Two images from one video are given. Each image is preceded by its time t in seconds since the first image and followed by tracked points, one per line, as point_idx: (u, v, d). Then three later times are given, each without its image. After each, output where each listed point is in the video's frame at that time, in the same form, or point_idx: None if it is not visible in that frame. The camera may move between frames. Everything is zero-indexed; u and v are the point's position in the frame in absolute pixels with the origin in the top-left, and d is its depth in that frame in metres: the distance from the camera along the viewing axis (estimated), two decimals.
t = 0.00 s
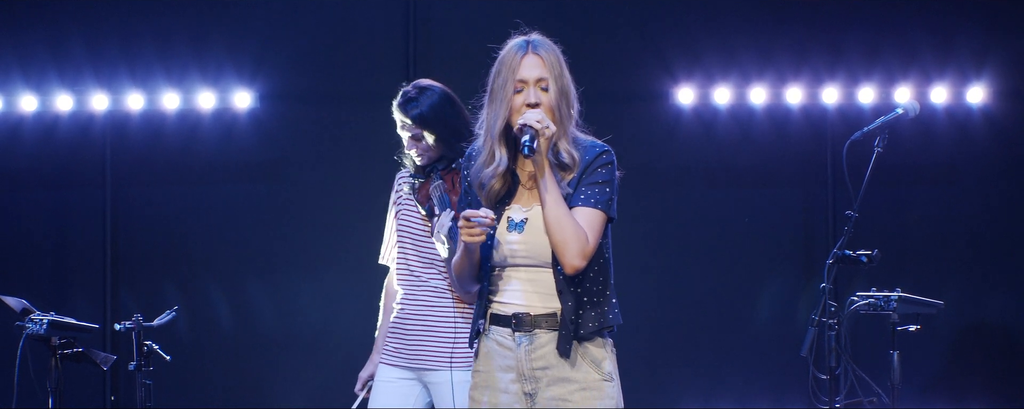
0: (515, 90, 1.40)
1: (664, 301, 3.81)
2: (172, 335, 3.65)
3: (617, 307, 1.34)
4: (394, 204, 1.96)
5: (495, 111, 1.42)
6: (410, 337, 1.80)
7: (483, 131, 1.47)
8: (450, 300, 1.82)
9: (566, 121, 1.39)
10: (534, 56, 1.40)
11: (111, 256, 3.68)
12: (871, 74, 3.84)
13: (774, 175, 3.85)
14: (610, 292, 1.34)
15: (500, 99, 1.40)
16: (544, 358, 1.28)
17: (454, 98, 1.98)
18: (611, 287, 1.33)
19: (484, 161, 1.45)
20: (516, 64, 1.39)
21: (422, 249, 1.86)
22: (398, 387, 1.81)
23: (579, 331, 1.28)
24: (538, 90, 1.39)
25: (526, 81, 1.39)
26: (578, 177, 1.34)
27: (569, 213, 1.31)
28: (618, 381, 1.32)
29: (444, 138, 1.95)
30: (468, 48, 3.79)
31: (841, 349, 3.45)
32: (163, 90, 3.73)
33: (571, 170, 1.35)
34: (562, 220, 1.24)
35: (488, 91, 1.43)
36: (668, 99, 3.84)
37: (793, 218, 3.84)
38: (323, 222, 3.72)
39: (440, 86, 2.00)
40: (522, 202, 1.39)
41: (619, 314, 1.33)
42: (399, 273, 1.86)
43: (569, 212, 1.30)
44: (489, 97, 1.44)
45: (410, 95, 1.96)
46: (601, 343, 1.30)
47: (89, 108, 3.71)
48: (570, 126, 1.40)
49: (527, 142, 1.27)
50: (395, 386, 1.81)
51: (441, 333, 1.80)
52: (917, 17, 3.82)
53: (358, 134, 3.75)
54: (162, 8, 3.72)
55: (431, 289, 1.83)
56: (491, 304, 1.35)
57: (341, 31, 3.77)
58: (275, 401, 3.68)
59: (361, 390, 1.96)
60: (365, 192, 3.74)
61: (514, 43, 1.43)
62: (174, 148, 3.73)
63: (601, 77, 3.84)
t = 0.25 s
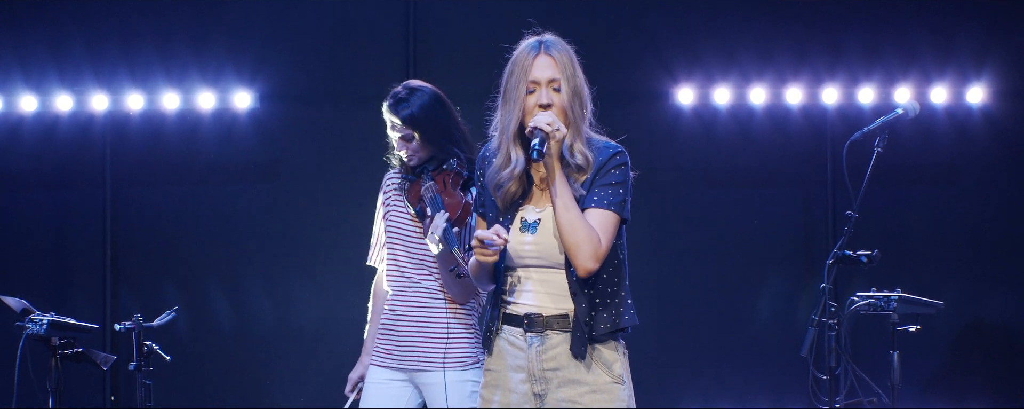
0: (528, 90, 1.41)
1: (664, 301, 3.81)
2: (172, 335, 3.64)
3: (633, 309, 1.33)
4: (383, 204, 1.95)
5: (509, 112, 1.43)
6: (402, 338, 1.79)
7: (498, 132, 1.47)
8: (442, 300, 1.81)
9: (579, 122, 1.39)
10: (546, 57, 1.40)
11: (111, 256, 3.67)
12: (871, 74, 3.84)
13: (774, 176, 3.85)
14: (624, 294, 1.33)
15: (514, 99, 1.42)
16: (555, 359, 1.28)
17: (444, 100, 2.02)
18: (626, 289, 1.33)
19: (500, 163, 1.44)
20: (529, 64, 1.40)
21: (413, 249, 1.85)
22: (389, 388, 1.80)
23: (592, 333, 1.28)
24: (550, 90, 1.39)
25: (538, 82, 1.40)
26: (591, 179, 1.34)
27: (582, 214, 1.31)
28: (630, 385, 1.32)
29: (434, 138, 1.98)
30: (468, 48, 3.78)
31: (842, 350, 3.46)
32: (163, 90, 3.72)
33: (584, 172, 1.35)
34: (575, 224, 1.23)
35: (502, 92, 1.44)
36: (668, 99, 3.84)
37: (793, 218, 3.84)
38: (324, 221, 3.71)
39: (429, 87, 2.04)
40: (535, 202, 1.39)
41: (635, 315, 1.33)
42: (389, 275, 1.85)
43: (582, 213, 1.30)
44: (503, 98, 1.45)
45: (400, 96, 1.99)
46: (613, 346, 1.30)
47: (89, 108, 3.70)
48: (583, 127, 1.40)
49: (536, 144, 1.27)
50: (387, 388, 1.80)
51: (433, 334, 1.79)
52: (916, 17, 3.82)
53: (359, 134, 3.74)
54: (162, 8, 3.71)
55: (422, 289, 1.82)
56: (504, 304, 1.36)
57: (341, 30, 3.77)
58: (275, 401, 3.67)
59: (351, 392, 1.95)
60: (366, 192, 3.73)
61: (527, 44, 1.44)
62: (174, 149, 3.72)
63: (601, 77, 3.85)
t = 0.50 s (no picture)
0: (529, 89, 1.41)
1: (664, 301, 3.81)
2: (172, 335, 3.64)
3: (634, 306, 1.33)
4: (378, 204, 1.96)
5: (511, 111, 1.43)
6: (399, 337, 1.79)
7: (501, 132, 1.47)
8: (438, 299, 1.82)
9: (580, 122, 1.39)
10: (547, 56, 1.40)
11: (110, 256, 3.67)
12: (871, 74, 3.85)
13: (774, 176, 3.85)
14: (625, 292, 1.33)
15: (515, 99, 1.42)
16: (555, 358, 1.29)
17: (441, 100, 2.02)
18: (627, 287, 1.33)
19: (505, 164, 1.42)
20: (530, 63, 1.40)
21: (409, 249, 1.86)
22: (386, 388, 1.80)
23: (593, 332, 1.28)
24: (550, 89, 1.39)
25: (539, 81, 1.40)
26: (592, 178, 1.34)
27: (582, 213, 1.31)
28: (631, 384, 1.32)
29: (431, 138, 1.97)
30: (468, 48, 3.78)
31: (842, 349, 3.46)
32: (163, 90, 3.72)
33: (586, 170, 1.35)
34: (575, 223, 1.23)
35: (503, 92, 1.44)
36: (668, 99, 3.84)
37: (793, 218, 3.84)
38: (324, 221, 3.71)
39: (427, 88, 2.04)
40: (536, 200, 1.39)
41: (637, 313, 1.32)
42: (385, 274, 1.85)
43: (582, 212, 1.30)
44: (506, 98, 1.45)
45: (398, 96, 1.99)
46: (614, 345, 1.30)
47: (88, 108, 3.70)
48: (584, 126, 1.40)
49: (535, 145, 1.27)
50: (384, 387, 1.80)
51: (430, 333, 1.79)
52: (916, 17, 3.83)
53: (359, 134, 3.74)
54: (161, 7, 3.71)
55: (418, 289, 1.82)
56: (505, 303, 1.36)
57: (341, 30, 3.76)
58: (274, 401, 3.67)
59: (347, 392, 1.94)
60: (366, 192, 3.73)
61: (529, 43, 1.44)
62: (174, 148, 3.72)
63: (601, 77, 3.85)
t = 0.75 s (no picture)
0: (519, 86, 1.41)
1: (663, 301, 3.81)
2: (172, 335, 3.65)
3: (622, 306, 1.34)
4: (383, 202, 1.95)
5: (501, 108, 1.43)
6: (405, 337, 1.80)
7: (490, 129, 1.47)
8: (444, 299, 1.82)
9: (569, 119, 1.39)
10: (537, 53, 1.41)
11: (111, 256, 3.68)
12: (871, 74, 3.84)
13: (774, 175, 3.85)
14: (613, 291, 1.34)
15: (505, 95, 1.42)
16: (545, 357, 1.29)
17: (448, 99, 2.03)
18: (615, 286, 1.34)
19: (493, 160, 1.44)
20: (520, 61, 1.41)
21: (414, 248, 1.84)
22: (392, 387, 1.81)
23: (582, 330, 1.29)
24: (541, 86, 1.40)
25: (529, 77, 1.40)
26: (581, 177, 1.35)
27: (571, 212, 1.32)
28: (620, 382, 1.33)
29: (438, 136, 1.96)
30: (467, 48, 3.79)
31: (841, 349, 3.45)
32: (163, 90, 3.73)
33: (574, 170, 1.36)
34: (562, 220, 1.24)
35: (493, 88, 1.45)
36: (668, 99, 3.84)
37: (793, 218, 3.84)
38: (323, 221, 3.72)
39: (434, 88, 2.05)
40: (524, 200, 1.40)
41: (623, 313, 1.33)
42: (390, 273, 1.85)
43: (571, 211, 1.30)
44: (496, 94, 1.46)
45: (404, 95, 2.00)
46: (603, 343, 1.31)
47: (89, 108, 3.70)
48: (573, 124, 1.40)
49: (524, 139, 1.27)
50: (390, 386, 1.81)
51: (435, 333, 1.79)
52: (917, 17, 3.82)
53: (359, 134, 3.75)
54: (161, 8, 3.72)
55: (424, 288, 1.82)
56: (494, 303, 1.36)
57: (341, 31, 3.77)
58: (274, 401, 3.67)
59: (350, 390, 1.95)
60: (365, 192, 3.74)
61: (519, 42, 1.45)
62: (174, 148, 3.73)
63: (601, 77, 3.85)
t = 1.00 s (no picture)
0: (504, 88, 1.42)
1: (663, 301, 3.81)
2: (172, 334, 3.67)
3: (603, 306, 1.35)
4: (394, 201, 1.96)
5: (486, 110, 1.44)
6: (416, 335, 1.80)
7: (476, 130, 1.48)
8: (455, 298, 1.83)
9: (554, 121, 1.39)
10: (523, 56, 1.42)
11: (111, 255, 3.69)
12: (871, 74, 3.83)
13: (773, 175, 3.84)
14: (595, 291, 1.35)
15: (490, 97, 1.43)
16: (528, 356, 1.30)
17: (462, 98, 2.01)
18: (596, 287, 1.35)
19: (476, 161, 1.45)
20: (506, 63, 1.42)
21: (426, 247, 1.86)
22: (402, 386, 1.80)
23: (563, 330, 1.29)
24: (526, 88, 1.41)
25: (515, 79, 1.41)
26: (565, 177, 1.35)
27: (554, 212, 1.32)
28: (603, 380, 1.33)
29: (450, 135, 1.98)
30: (466, 48, 3.79)
31: (841, 349, 3.45)
32: (163, 90, 3.75)
33: (558, 170, 1.36)
34: (546, 219, 1.25)
35: (479, 90, 1.45)
36: (667, 99, 3.84)
37: (793, 218, 3.83)
38: (323, 221, 3.73)
39: (448, 84, 2.02)
40: (508, 200, 1.41)
41: (604, 313, 1.34)
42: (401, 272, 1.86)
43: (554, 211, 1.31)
44: (482, 96, 1.47)
45: (418, 93, 1.99)
46: (585, 342, 1.32)
47: (89, 108, 3.72)
48: (559, 126, 1.40)
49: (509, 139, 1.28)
50: (399, 385, 1.80)
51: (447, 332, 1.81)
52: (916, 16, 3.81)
53: (358, 135, 3.76)
54: (162, 8, 3.73)
55: (435, 287, 1.83)
56: (477, 303, 1.36)
57: (341, 31, 3.78)
58: (274, 400, 3.69)
59: (361, 388, 1.96)
60: (364, 192, 3.74)
61: (506, 43, 1.46)
62: (173, 148, 3.74)
63: (600, 77, 3.84)
